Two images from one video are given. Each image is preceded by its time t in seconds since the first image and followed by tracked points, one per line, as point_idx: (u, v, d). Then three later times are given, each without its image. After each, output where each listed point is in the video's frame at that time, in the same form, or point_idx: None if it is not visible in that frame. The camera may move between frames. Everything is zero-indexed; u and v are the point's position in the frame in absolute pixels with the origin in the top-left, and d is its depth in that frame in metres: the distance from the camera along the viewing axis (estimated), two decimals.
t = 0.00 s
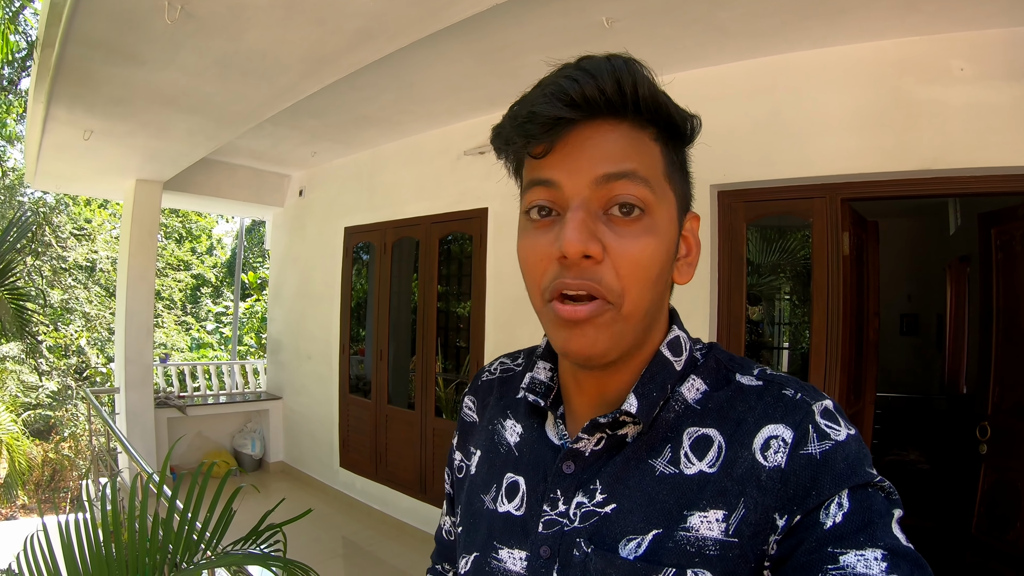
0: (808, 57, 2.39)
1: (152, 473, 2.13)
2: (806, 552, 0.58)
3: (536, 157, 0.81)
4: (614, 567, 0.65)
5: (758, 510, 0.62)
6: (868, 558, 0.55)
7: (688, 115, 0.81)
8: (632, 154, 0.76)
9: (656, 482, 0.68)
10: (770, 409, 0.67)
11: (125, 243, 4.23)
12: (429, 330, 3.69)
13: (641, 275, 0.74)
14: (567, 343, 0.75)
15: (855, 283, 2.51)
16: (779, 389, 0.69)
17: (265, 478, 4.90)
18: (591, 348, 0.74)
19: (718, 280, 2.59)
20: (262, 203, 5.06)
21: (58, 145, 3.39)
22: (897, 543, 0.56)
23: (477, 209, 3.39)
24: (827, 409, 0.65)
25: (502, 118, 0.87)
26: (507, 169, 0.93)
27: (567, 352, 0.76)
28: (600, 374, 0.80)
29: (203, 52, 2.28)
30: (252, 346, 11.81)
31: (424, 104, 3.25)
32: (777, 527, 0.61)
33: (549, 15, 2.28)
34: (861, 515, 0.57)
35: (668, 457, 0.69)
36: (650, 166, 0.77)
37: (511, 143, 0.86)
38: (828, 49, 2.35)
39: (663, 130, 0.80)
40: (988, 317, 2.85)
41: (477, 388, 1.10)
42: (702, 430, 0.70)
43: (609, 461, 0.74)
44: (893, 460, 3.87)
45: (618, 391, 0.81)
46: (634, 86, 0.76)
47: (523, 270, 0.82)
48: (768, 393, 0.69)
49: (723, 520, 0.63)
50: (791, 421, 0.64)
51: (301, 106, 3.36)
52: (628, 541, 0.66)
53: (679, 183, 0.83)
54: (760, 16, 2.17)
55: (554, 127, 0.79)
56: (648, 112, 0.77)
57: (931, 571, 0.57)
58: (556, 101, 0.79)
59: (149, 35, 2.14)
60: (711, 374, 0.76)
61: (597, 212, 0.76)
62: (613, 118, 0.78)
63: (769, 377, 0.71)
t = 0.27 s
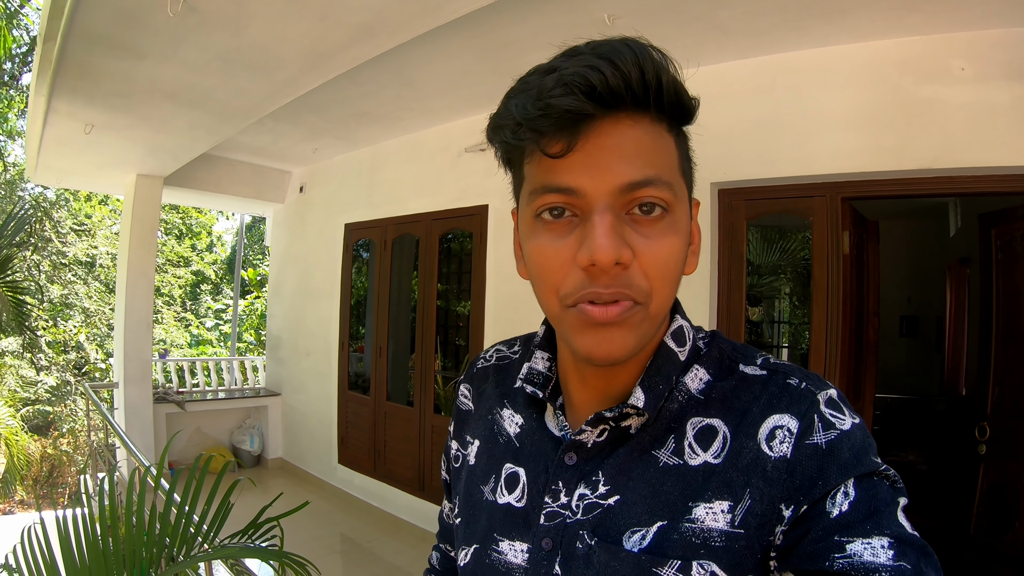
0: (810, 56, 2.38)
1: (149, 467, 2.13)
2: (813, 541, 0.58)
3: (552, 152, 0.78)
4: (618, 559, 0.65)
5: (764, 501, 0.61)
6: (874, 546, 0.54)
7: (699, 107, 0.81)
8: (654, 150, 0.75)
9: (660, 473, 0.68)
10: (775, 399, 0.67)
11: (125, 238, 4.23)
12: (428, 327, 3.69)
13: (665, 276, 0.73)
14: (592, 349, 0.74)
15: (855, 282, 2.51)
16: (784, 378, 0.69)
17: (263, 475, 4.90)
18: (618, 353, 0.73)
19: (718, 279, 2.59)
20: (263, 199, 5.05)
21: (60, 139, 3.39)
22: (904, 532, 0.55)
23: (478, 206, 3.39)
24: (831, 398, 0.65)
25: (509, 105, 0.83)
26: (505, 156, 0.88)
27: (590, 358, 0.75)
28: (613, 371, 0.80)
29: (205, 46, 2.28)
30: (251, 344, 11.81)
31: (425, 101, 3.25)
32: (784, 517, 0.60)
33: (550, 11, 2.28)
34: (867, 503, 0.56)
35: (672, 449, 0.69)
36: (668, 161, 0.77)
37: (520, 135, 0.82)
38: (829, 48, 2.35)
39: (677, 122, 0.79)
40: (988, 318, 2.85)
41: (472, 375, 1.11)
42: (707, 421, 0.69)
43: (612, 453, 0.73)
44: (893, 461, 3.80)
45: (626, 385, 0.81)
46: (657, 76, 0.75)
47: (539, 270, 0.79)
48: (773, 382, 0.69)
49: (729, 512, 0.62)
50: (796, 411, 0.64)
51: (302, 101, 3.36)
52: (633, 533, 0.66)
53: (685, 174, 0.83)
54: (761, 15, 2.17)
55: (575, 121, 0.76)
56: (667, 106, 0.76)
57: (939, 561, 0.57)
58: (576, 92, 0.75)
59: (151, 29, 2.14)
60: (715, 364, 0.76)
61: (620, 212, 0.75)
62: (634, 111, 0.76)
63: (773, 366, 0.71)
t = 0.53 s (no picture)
0: (815, 54, 2.38)
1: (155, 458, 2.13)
2: (813, 540, 0.59)
3: (547, 138, 0.79)
4: (620, 559, 0.65)
5: (766, 500, 0.62)
6: (874, 547, 0.55)
7: (694, 98, 0.82)
8: (648, 136, 0.76)
9: (662, 471, 0.69)
10: (776, 397, 0.67)
11: (131, 232, 4.25)
12: (433, 322, 3.70)
13: (661, 262, 0.74)
14: (588, 334, 0.74)
15: (859, 282, 2.51)
16: (786, 375, 0.69)
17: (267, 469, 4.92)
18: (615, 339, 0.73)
19: (721, 277, 2.60)
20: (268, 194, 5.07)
21: (66, 133, 3.41)
22: (905, 532, 0.56)
23: (483, 202, 3.40)
24: (833, 395, 0.65)
25: (504, 96, 0.84)
26: (503, 146, 0.90)
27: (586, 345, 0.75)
28: (610, 364, 0.80)
29: (210, 41, 2.29)
30: (255, 339, 11.86)
31: (430, 97, 3.25)
32: (785, 516, 0.61)
33: (556, 8, 2.28)
34: (868, 503, 0.57)
35: (674, 446, 0.70)
36: (664, 149, 0.77)
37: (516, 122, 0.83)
38: (835, 46, 2.34)
39: (673, 111, 0.80)
40: (992, 319, 2.85)
41: (470, 372, 1.11)
42: (709, 418, 0.70)
43: (613, 450, 0.74)
44: (897, 461, 3.81)
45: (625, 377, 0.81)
46: (651, 62, 0.76)
47: (535, 257, 0.80)
48: (776, 379, 0.69)
49: (731, 510, 0.63)
50: (798, 408, 0.64)
51: (308, 97, 3.37)
52: (635, 532, 0.67)
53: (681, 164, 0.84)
54: (767, 13, 2.17)
55: (568, 106, 0.77)
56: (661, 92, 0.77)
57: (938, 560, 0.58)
58: (571, 77, 0.77)
59: (158, 24, 2.15)
60: (716, 360, 0.76)
61: (616, 198, 0.76)
62: (629, 97, 0.77)
63: (775, 362, 0.72)
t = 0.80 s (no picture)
0: (818, 55, 2.38)
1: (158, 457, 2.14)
2: (810, 543, 0.59)
3: (541, 141, 0.80)
4: (615, 558, 0.66)
5: (763, 503, 0.62)
6: (872, 551, 0.55)
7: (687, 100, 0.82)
8: (642, 138, 0.77)
9: (659, 472, 0.69)
10: (775, 399, 0.67)
11: (134, 231, 4.26)
12: (435, 322, 3.71)
13: (656, 263, 0.74)
14: (583, 334, 0.75)
15: (861, 283, 2.51)
16: (784, 378, 0.69)
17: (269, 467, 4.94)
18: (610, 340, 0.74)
19: (724, 278, 2.60)
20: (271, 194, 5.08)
21: (70, 132, 3.42)
22: (903, 536, 0.56)
23: (485, 202, 3.40)
24: (831, 399, 0.65)
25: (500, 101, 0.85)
26: (500, 152, 0.91)
27: (581, 345, 0.75)
28: (608, 366, 0.81)
29: (214, 41, 2.30)
30: (257, 338, 11.87)
31: (432, 97, 3.25)
32: (782, 519, 0.61)
33: (559, 9, 2.28)
34: (866, 507, 0.57)
35: (671, 448, 0.70)
36: (658, 151, 0.78)
37: (511, 128, 0.84)
38: (837, 47, 2.34)
39: (667, 116, 0.81)
40: (994, 320, 2.85)
41: (471, 372, 1.12)
42: (707, 421, 0.70)
43: (611, 451, 0.74)
44: (898, 463, 3.82)
45: (622, 380, 0.82)
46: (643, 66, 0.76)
47: (531, 259, 0.81)
48: (774, 382, 0.69)
49: (727, 512, 0.63)
50: (797, 411, 0.64)
51: (311, 97, 3.38)
52: (630, 533, 0.67)
53: (677, 168, 0.84)
54: (769, 14, 2.17)
55: (563, 109, 0.78)
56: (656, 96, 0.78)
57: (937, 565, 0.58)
58: (564, 83, 0.77)
59: (161, 24, 2.16)
60: (715, 362, 0.76)
61: (611, 200, 0.76)
62: (623, 100, 0.78)
63: (773, 365, 0.72)
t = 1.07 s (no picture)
0: (819, 57, 2.38)
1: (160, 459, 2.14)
2: (814, 549, 0.59)
3: (519, 150, 0.82)
4: (615, 564, 0.66)
5: (765, 508, 0.62)
6: (877, 555, 0.56)
7: (674, 100, 0.80)
8: (616, 142, 0.77)
9: (659, 477, 0.69)
10: (776, 403, 0.67)
11: (135, 232, 4.26)
12: (436, 323, 3.71)
13: (629, 267, 0.74)
14: (554, 338, 0.76)
15: (862, 285, 2.51)
16: (785, 381, 0.69)
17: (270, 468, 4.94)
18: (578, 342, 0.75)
19: (725, 279, 2.60)
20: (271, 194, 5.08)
21: (71, 133, 3.42)
22: (907, 539, 0.57)
23: (486, 203, 3.40)
24: (834, 402, 0.65)
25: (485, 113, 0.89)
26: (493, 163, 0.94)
27: (552, 348, 0.77)
28: (596, 373, 0.81)
29: (216, 42, 2.30)
30: (257, 338, 11.87)
31: (434, 98, 3.25)
32: (786, 524, 0.61)
33: (561, 11, 2.28)
34: (870, 511, 0.58)
35: (671, 452, 0.70)
36: (637, 155, 0.77)
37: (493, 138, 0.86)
38: (839, 49, 2.34)
39: (650, 118, 0.79)
40: (995, 321, 2.85)
41: (469, 376, 1.12)
42: (707, 425, 0.70)
43: (609, 455, 0.74)
44: (899, 463, 3.82)
45: (622, 385, 0.81)
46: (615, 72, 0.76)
47: (512, 266, 0.83)
48: (775, 386, 0.69)
49: (728, 518, 0.63)
50: (798, 415, 0.64)
51: (312, 98, 3.38)
52: (630, 538, 0.67)
53: (671, 173, 0.83)
54: (771, 16, 2.17)
55: (536, 116, 0.80)
56: (632, 99, 0.77)
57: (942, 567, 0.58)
58: (534, 93, 0.79)
59: (164, 25, 2.16)
60: (715, 366, 0.76)
61: (583, 205, 0.77)
62: (597, 105, 0.78)
63: (775, 368, 0.72)
